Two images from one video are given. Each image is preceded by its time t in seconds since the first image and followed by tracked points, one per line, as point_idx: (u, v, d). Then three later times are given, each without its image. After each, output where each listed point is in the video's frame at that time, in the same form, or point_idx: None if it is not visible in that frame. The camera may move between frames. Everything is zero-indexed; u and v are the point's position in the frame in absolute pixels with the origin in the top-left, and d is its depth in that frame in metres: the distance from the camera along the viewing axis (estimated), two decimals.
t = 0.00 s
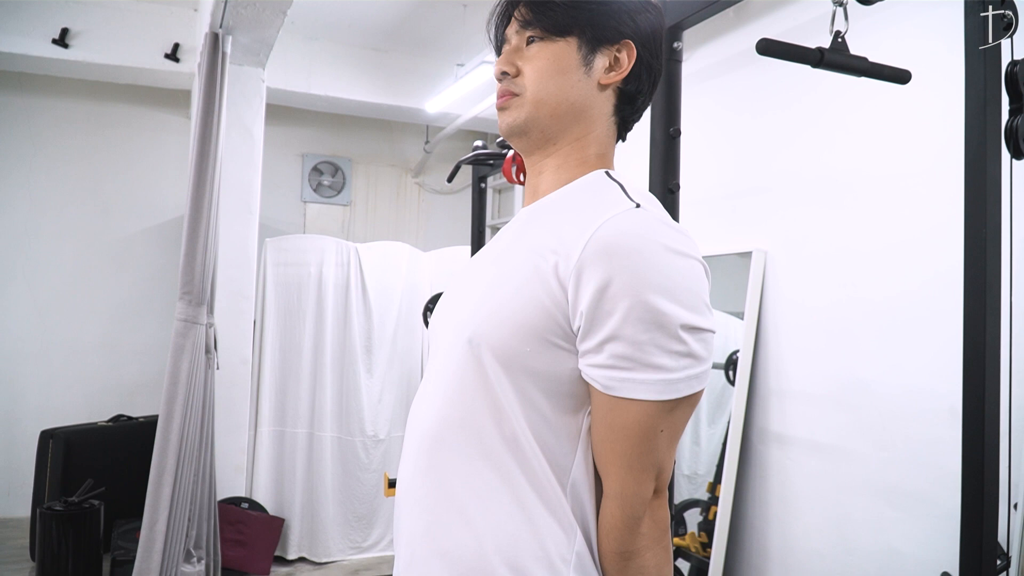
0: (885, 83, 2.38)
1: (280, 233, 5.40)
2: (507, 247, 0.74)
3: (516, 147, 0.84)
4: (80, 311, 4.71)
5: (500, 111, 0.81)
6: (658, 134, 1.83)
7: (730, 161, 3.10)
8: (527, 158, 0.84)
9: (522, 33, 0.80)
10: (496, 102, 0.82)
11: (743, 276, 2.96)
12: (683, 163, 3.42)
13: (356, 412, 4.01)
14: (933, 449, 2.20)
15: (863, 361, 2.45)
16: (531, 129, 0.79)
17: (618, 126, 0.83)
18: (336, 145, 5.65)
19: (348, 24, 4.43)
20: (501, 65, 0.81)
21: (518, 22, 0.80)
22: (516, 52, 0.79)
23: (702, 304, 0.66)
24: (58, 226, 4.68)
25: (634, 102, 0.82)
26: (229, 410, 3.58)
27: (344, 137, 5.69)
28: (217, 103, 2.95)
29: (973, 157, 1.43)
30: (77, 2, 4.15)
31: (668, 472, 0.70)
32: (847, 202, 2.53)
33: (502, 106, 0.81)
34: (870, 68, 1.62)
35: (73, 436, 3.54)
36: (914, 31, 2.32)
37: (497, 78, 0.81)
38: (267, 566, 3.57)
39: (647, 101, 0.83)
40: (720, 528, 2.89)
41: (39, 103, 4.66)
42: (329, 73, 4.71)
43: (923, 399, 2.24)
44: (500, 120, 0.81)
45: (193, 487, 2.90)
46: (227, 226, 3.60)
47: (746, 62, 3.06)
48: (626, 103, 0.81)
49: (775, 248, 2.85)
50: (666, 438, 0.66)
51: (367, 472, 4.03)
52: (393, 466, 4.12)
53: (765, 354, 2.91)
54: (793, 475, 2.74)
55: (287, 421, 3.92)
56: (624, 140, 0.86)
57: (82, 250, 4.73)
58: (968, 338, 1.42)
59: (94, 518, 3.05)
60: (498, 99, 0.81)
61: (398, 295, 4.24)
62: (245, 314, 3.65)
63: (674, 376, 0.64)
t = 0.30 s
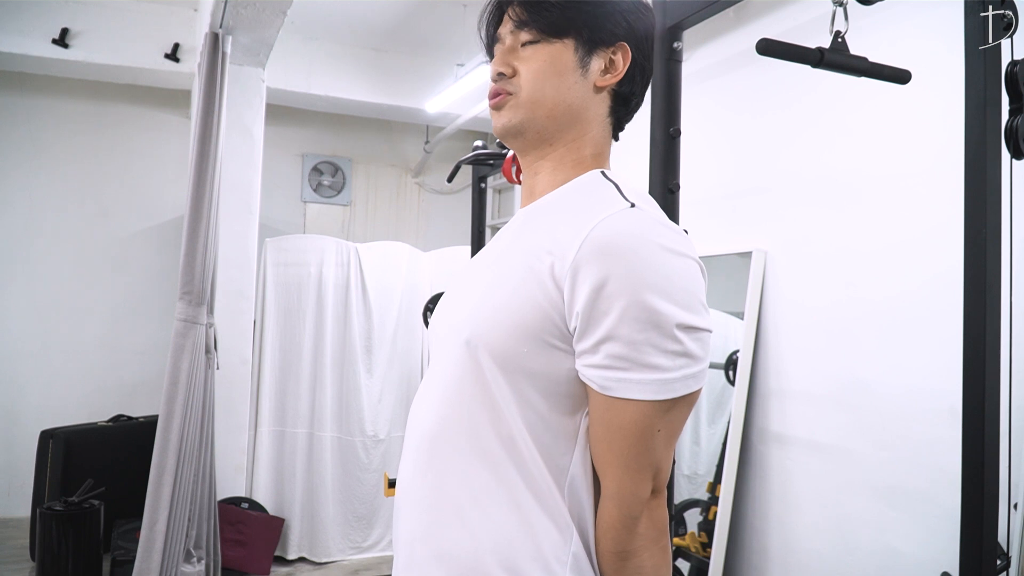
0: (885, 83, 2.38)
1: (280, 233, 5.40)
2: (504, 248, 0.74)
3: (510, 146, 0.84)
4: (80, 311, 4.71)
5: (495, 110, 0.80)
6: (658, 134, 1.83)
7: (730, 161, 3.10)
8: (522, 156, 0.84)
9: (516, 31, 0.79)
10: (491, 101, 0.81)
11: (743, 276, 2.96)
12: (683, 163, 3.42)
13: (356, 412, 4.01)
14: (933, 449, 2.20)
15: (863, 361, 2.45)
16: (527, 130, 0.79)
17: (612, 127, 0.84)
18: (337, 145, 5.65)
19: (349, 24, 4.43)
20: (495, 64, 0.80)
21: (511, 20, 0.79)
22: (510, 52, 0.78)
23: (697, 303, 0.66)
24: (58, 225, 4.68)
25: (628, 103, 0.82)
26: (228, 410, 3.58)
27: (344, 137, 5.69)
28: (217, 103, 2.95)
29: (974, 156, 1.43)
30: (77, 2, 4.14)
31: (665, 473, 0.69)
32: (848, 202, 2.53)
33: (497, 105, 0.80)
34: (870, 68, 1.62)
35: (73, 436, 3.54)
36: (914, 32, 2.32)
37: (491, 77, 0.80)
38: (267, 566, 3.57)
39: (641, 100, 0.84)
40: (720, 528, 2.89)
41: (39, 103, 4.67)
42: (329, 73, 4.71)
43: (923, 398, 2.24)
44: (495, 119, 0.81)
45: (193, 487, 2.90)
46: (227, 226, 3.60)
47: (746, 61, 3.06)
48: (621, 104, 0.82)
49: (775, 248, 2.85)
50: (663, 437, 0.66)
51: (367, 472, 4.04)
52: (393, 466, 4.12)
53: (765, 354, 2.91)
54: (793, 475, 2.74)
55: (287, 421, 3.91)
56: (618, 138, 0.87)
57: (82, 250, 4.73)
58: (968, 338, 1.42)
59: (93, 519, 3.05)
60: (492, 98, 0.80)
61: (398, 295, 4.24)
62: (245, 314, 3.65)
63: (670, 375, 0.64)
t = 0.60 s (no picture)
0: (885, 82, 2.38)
1: (280, 233, 5.40)
2: (505, 249, 0.74)
3: (511, 144, 0.80)
4: (80, 311, 4.71)
5: (507, 107, 0.76)
6: (658, 135, 1.83)
7: (730, 161, 3.10)
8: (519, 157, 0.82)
9: (537, 28, 0.74)
10: (502, 96, 0.76)
11: (743, 276, 2.96)
12: (683, 163, 3.42)
13: (356, 411, 4.01)
14: (933, 449, 2.20)
15: (863, 361, 2.45)
16: (542, 134, 0.77)
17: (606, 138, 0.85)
18: (337, 145, 5.65)
19: (349, 24, 4.43)
20: (510, 55, 0.75)
21: (533, 12, 0.75)
22: (532, 46, 0.74)
23: (699, 306, 0.66)
24: (58, 225, 4.68)
25: (624, 117, 0.84)
26: (228, 410, 3.58)
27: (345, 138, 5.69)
28: (217, 102, 2.95)
29: (974, 157, 1.43)
30: (76, 2, 4.14)
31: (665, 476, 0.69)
32: (848, 202, 2.53)
33: (511, 102, 0.75)
34: (870, 68, 1.62)
35: (73, 436, 3.54)
36: (914, 32, 2.31)
37: (507, 71, 0.75)
38: (267, 566, 3.57)
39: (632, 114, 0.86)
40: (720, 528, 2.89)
41: (40, 103, 4.67)
42: (330, 73, 4.71)
43: (923, 399, 2.23)
44: (507, 116, 0.76)
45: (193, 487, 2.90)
46: (227, 226, 3.60)
47: (746, 61, 3.06)
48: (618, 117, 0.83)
49: (776, 248, 2.85)
50: (662, 440, 0.66)
51: (367, 472, 4.04)
52: (393, 466, 4.12)
53: (765, 355, 2.91)
54: (793, 475, 2.74)
55: (287, 421, 3.91)
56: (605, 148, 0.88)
57: (83, 250, 4.73)
58: (968, 338, 1.42)
59: (93, 519, 3.05)
60: (507, 94, 0.75)
61: (398, 295, 4.24)
62: (245, 314, 3.65)
63: (672, 378, 0.64)
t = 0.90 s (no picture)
0: (885, 82, 2.38)
1: (280, 233, 5.40)
2: (506, 252, 0.74)
3: (512, 140, 0.79)
4: (80, 311, 4.71)
5: (512, 101, 0.75)
6: (658, 135, 1.83)
7: (730, 161, 3.10)
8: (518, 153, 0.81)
9: (543, 25, 0.75)
10: (506, 90, 0.75)
11: (743, 276, 2.96)
12: (683, 163, 3.42)
13: (356, 411, 4.01)
14: (932, 449, 2.20)
15: (863, 361, 2.45)
16: (544, 131, 0.76)
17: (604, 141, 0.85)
18: (336, 145, 5.65)
19: (349, 24, 4.43)
20: (515, 49, 0.75)
21: (540, 8, 0.76)
22: (537, 41, 0.75)
23: (694, 307, 0.66)
24: (58, 226, 4.68)
25: (621, 120, 0.84)
26: (229, 410, 3.58)
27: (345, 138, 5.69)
28: (217, 102, 2.95)
29: (974, 156, 1.43)
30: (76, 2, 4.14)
31: (661, 478, 0.69)
32: (848, 202, 2.53)
33: (516, 97, 0.75)
34: (870, 68, 1.62)
35: (73, 436, 3.54)
36: (914, 32, 2.32)
37: (511, 64, 0.74)
38: (267, 566, 3.57)
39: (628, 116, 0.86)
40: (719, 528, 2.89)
41: (41, 104, 4.67)
42: (330, 73, 4.71)
43: (923, 398, 2.24)
44: (509, 110, 0.76)
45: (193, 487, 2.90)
46: (227, 226, 3.60)
47: (746, 61, 3.06)
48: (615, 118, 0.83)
49: (775, 248, 2.85)
50: (659, 441, 0.66)
51: (367, 472, 4.04)
52: (392, 466, 4.12)
53: (765, 355, 2.91)
54: (793, 475, 2.74)
55: (287, 421, 3.91)
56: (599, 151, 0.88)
57: (83, 250, 4.74)
58: (968, 338, 1.42)
59: (93, 519, 3.05)
60: (511, 88, 0.75)
61: (398, 295, 4.24)
62: (245, 314, 3.65)
63: (668, 380, 0.64)
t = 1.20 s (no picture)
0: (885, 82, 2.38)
1: (280, 233, 5.40)
2: (499, 249, 0.74)
3: (501, 136, 0.79)
4: (80, 311, 4.71)
5: (499, 96, 0.75)
6: (658, 135, 1.82)
7: (730, 161, 3.10)
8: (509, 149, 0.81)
9: (533, 21, 0.75)
10: (494, 85, 0.75)
11: (744, 276, 2.96)
12: (684, 163, 3.42)
13: (356, 411, 4.01)
14: (932, 449, 2.20)
15: (863, 361, 2.45)
16: (532, 127, 0.76)
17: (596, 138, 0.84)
18: (337, 145, 5.65)
19: (349, 24, 4.43)
20: (505, 44, 0.75)
21: (530, 4, 0.75)
22: (527, 37, 0.74)
23: (690, 293, 0.66)
24: (58, 226, 4.68)
25: (614, 116, 0.84)
26: (229, 410, 3.58)
27: (345, 138, 5.69)
28: (217, 102, 2.95)
29: (974, 156, 1.42)
30: (75, 2, 4.14)
31: (664, 468, 0.69)
32: (848, 202, 2.53)
33: (503, 92, 0.74)
34: (870, 68, 1.62)
35: (73, 436, 3.54)
36: (914, 32, 2.31)
37: (500, 60, 0.74)
38: (267, 566, 3.57)
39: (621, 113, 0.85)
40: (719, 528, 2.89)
41: (41, 104, 4.67)
42: (330, 73, 4.71)
43: (923, 398, 2.23)
44: (498, 105, 0.75)
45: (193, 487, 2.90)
46: (227, 226, 3.60)
47: (746, 61, 3.06)
48: (607, 114, 0.83)
49: (776, 248, 2.85)
50: (661, 430, 0.66)
51: (367, 472, 4.04)
52: (392, 466, 4.12)
53: (765, 355, 2.91)
54: (793, 475, 2.74)
55: (287, 421, 3.91)
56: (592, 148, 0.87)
57: (83, 250, 4.74)
58: (969, 339, 1.41)
59: (93, 518, 3.05)
60: (499, 83, 0.74)
61: (398, 295, 4.24)
62: (244, 314, 3.65)
63: (666, 366, 0.64)
